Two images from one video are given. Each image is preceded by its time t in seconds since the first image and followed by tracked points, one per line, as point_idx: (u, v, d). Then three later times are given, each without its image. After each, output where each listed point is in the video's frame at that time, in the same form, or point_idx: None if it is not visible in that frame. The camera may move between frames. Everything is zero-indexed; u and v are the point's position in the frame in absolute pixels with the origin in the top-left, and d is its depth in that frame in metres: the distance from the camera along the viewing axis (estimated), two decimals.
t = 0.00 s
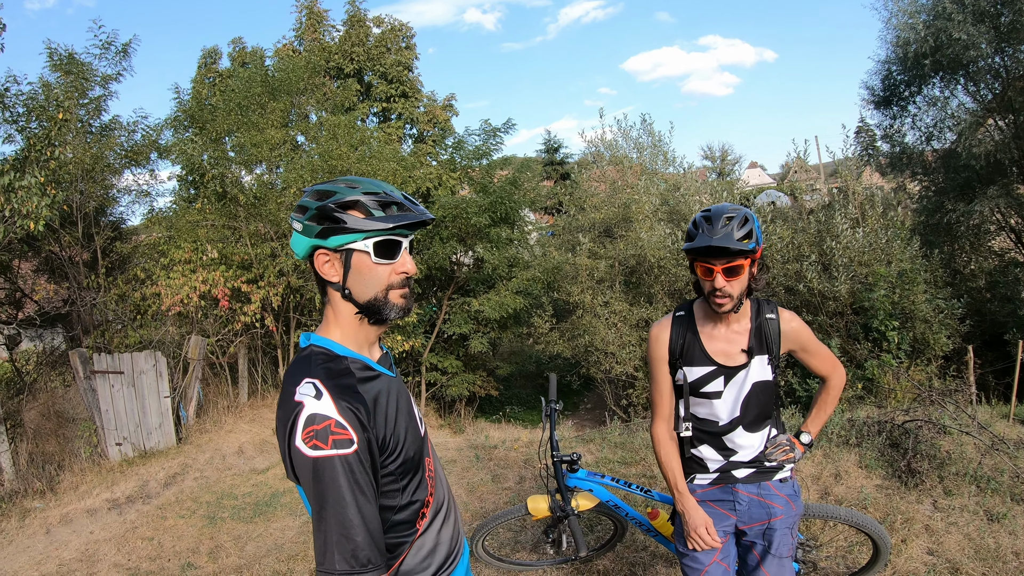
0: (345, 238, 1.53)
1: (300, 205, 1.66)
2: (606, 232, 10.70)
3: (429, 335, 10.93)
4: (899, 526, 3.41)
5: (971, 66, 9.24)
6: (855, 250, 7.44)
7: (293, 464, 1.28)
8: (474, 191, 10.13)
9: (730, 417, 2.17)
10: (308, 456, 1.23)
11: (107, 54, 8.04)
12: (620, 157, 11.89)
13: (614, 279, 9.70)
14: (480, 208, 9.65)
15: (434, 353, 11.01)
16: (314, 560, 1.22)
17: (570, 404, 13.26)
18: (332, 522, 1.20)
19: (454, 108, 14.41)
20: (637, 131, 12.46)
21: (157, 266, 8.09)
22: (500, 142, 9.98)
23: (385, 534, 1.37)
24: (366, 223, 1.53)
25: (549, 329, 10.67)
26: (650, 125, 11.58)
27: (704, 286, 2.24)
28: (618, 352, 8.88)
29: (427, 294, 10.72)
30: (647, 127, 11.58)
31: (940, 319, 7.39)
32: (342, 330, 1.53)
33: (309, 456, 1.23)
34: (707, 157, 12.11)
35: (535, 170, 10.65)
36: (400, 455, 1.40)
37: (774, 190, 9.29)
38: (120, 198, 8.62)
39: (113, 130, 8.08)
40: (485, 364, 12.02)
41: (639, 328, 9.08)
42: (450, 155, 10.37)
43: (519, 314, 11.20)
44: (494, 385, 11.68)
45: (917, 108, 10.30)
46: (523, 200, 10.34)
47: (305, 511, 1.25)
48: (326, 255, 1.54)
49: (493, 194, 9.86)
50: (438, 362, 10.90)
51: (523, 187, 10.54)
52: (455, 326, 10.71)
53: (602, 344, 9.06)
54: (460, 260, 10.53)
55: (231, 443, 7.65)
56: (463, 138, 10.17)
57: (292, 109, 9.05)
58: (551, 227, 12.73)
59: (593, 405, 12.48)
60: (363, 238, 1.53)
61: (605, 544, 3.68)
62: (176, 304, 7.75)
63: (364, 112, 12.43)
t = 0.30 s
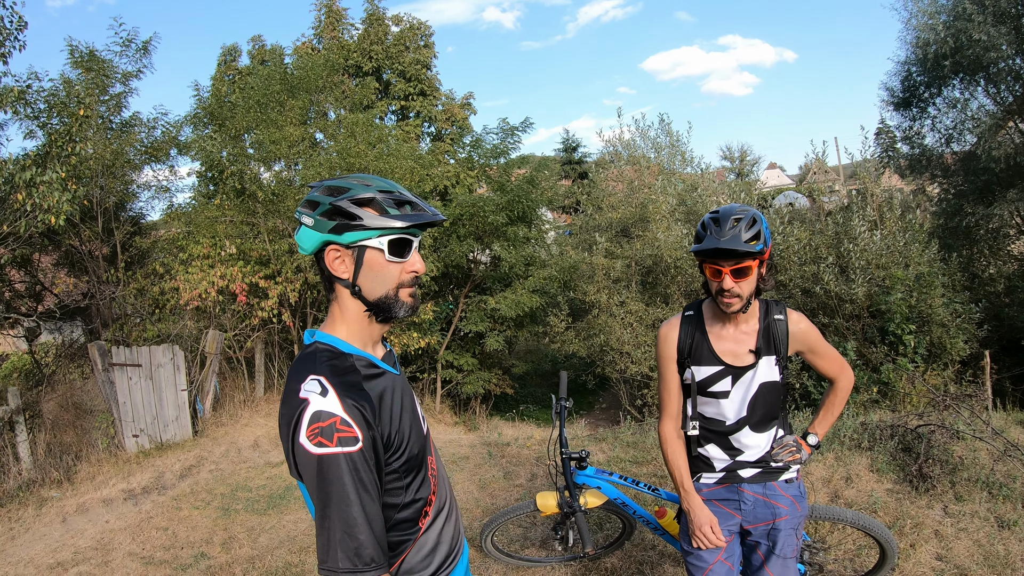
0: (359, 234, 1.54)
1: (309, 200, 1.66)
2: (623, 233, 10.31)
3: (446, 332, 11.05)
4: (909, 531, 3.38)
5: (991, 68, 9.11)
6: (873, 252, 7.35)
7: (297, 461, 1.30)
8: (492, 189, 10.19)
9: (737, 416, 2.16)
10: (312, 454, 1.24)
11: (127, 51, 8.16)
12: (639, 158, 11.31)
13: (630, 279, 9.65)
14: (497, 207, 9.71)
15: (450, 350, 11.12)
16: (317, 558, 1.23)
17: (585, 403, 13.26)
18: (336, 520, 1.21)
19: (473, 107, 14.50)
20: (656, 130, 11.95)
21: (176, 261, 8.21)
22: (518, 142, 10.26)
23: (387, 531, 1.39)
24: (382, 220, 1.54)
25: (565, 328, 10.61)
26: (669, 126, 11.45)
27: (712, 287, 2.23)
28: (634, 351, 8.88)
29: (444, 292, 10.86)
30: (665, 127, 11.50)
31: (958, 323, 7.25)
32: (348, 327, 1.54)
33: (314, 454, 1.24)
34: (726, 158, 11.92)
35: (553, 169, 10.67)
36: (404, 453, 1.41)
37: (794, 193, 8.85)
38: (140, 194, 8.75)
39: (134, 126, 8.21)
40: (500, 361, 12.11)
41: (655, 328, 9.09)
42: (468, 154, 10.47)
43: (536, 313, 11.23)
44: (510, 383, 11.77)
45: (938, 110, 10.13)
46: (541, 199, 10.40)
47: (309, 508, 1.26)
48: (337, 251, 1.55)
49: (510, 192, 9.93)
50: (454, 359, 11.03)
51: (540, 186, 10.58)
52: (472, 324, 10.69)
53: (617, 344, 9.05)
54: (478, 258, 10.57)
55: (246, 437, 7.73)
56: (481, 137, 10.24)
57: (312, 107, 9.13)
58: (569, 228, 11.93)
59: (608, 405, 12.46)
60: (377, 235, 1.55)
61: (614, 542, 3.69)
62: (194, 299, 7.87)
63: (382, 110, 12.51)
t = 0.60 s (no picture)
0: (382, 231, 1.55)
1: (324, 194, 1.64)
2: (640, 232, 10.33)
3: (462, 330, 11.17)
4: (920, 536, 3.34)
5: (1012, 68, 8.96)
6: (891, 254, 7.25)
7: (301, 459, 1.31)
8: (510, 187, 10.25)
9: (746, 417, 2.15)
10: (317, 452, 1.26)
11: (147, 50, 8.27)
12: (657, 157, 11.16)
13: (647, 279, 9.59)
14: (514, 205, 9.79)
15: (466, 348, 11.21)
16: (322, 557, 1.25)
17: (602, 402, 13.24)
18: (342, 518, 1.22)
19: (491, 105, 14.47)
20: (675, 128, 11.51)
21: (194, 257, 8.32)
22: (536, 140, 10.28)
23: (390, 530, 1.40)
24: (406, 218, 1.57)
25: (582, 327, 10.54)
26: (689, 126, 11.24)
27: (722, 288, 2.22)
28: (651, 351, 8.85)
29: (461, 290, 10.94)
30: (683, 127, 11.35)
31: (976, 326, 7.15)
32: (354, 323, 1.54)
33: (319, 452, 1.25)
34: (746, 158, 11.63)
35: (571, 168, 10.68)
36: (408, 452, 1.43)
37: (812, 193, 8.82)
38: (160, 190, 8.88)
39: (153, 124, 8.33)
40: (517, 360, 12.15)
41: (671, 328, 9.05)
42: (486, 152, 10.50)
43: (553, 312, 11.26)
44: (526, 382, 11.84)
45: (958, 110, 9.96)
46: (559, 198, 10.38)
47: (313, 507, 1.28)
48: (356, 247, 1.54)
49: (527, 190, 9.99)
50: (470, 357, 11.13)
51: (557, 185, 10.51)
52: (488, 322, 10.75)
53: (633, 344, 9.03)
54: (495, 257, 10.65)
55: (262, 432, 7.81)
56: (499, 135, 10.32)
57: (330, 105, 9.17)
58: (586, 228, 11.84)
59: (624, 405, 12.42)
60: (399, 234, 1.57)
61: (623, 541, 3.69)
62: (212, 295, 7.98)
63: (400, 109, 12.57)
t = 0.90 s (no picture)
0: (393, 226, 1.57)
1: (333, 186, 1.64)
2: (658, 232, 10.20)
3: (479, 329, 11.27)
4: (932, 539, 3.29)
5: None
6: (909, 255, 7.14)
7: (304, 450, 1.32)
8: (527, 187, 10.32)
9: (753, 415, 2.14)
10: (321, 443, 1.27)
11: (167, 50, 8.39)
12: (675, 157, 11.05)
13: (665, 279, 9.39)
14: (532, 205, 9.92)
15: (482, 347, 11.31)
16: (324, 548, 1.26)
17: (618, 403, 13.19)
18: (345, 510, 1.24)
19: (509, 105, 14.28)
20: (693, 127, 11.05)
21: (212, 254, 8.43)
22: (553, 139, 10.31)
23: (391, 523, 1.41)
24: (416, 214, 1.60)
25: (598, 327, 10.48)
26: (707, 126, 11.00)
27: (728, 285, 2.21)
28: (666, 352, 8.80)
29: (480, 289, 11.11)
30: (701, 127, 11.25)
31: (995, 329, 6.99)
32: (358, 315, 1.55)
33: (323, 443, 1.27)
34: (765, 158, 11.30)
35: (589, 168, 10.69)
36: (410, 445, 1.44)
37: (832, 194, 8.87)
38: (179, 188, 9.01)
39: (173, 123, 8.46)
40: (533, 359, 12.17)
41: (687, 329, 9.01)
42: (504, 152, 10.64)
43: (569, 312, 11.27)
44: (542, 382, 11.88)
45: (978, 110, 9.80)
46: (576, 197, 10.46)
47: (316, 498, 1.29)
48: (367, 241, 1.55)
49: (545, 190, 10.06)
50: (487, 356, 11.22)
51: (575, 184, 10.62)
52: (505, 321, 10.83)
53: (649, 344, 9.01)
54: (512, 256, 10.74)
55: (277, 428, 7.87)
56: (517, 135, 10.31)
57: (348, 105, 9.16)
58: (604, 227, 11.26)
59: (640, 406, 12.36)
60: (409, 229, 1.59)
61: (632, 540, 3.70)
62: (230, 292, 8.09)
63: (418, 108, 12.64)
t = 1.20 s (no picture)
0: (391, 228, 1.58)
1: (332, 187, 1.64)
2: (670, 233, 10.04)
3: (491, 330, 11.32)
4: (941, 546, 3.24)
5: None
6: (923, 258, 7.05)
7: (298, 452, 1.33)
8: (540, 189, 10.34)
9: (757, 418, 2.12)
10: (316, 446, 1.28)
11: (181, 52, 8.48)
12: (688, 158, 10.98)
13: (678, 281, 9.28)
14: (545, 206, 9.92)
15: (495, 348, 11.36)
16: (318, 550, 1.27)
17: (630, 405, 13.14)
18: (339, 513, 1.25)
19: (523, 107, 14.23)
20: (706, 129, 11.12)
21: (226, 255, 8.51)
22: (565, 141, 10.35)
23: (385, 527, 1.41)
24: (415, 216, 1.60)
25: (610, 329, 10.42)
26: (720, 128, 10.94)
27: (731, 287, 2.20)
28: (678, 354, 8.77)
29: (494, 290, 11.24)
30: (714, 128, 11.17)
31: (1011, 333, 6.78)
32: (356, 316, 1.55)
33: (318, 446, 1.28)
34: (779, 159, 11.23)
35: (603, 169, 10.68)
36: (404, 449, 1.44)
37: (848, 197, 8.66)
38: (193, 190, 9.11)
39: (187, 124, 8.55)
40: (545, 361, 12.18)
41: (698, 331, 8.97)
42: (517, 153, 10.65)
43: (582, 313, 11.26)
44: (554, 383, 11.89)
45: (993, 111, 9.67)
46: (589, 198, 10.45)
47: (310, 501, 1.30)
48: (365, 243, 1.56)
49: (558, 191, 10.06)
50: (499, 357, 11.27)
51: (589, 186, 10.62)
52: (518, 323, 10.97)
53: (662, 346, 8.97)
54: (525, 258, 10.81)
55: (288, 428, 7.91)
56: (530, 136, 10.39)
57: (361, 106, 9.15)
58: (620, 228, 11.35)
59: (652, 408, 12.30)
60: (408, 231, 1.60)
61: (638, 544, 3.67)
62: (243, 292, 8.17)
63: (431, 109, 12.68)
